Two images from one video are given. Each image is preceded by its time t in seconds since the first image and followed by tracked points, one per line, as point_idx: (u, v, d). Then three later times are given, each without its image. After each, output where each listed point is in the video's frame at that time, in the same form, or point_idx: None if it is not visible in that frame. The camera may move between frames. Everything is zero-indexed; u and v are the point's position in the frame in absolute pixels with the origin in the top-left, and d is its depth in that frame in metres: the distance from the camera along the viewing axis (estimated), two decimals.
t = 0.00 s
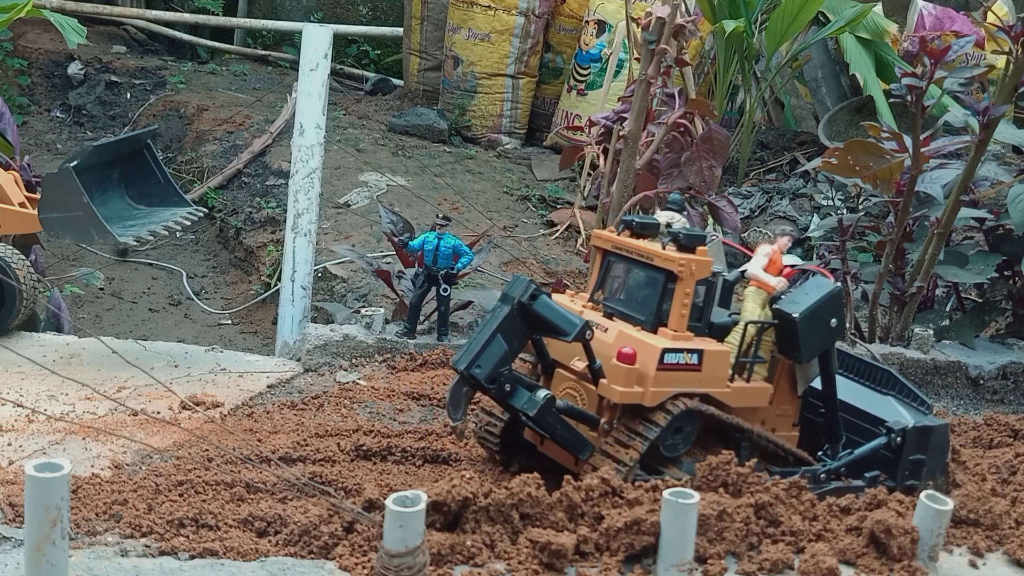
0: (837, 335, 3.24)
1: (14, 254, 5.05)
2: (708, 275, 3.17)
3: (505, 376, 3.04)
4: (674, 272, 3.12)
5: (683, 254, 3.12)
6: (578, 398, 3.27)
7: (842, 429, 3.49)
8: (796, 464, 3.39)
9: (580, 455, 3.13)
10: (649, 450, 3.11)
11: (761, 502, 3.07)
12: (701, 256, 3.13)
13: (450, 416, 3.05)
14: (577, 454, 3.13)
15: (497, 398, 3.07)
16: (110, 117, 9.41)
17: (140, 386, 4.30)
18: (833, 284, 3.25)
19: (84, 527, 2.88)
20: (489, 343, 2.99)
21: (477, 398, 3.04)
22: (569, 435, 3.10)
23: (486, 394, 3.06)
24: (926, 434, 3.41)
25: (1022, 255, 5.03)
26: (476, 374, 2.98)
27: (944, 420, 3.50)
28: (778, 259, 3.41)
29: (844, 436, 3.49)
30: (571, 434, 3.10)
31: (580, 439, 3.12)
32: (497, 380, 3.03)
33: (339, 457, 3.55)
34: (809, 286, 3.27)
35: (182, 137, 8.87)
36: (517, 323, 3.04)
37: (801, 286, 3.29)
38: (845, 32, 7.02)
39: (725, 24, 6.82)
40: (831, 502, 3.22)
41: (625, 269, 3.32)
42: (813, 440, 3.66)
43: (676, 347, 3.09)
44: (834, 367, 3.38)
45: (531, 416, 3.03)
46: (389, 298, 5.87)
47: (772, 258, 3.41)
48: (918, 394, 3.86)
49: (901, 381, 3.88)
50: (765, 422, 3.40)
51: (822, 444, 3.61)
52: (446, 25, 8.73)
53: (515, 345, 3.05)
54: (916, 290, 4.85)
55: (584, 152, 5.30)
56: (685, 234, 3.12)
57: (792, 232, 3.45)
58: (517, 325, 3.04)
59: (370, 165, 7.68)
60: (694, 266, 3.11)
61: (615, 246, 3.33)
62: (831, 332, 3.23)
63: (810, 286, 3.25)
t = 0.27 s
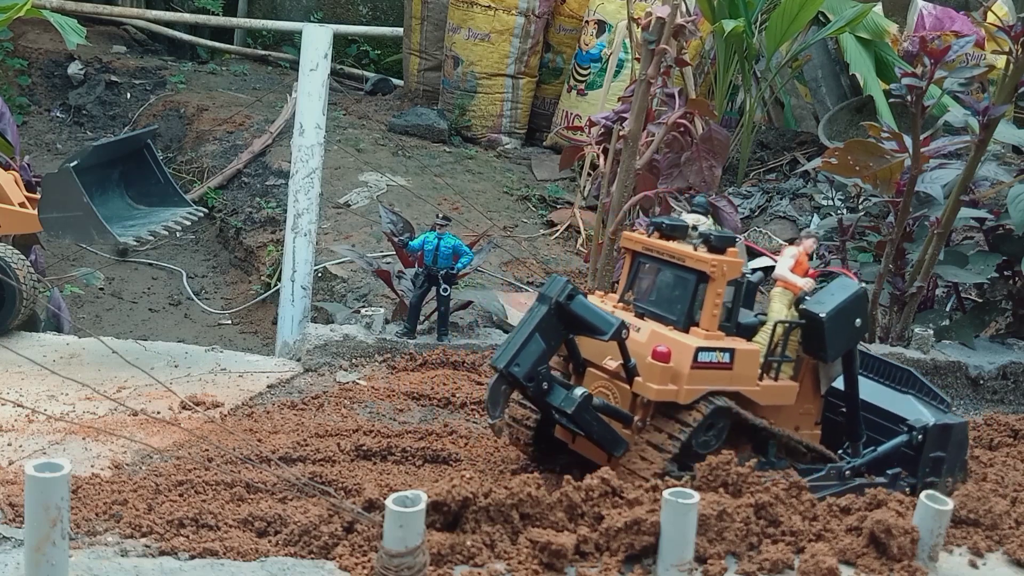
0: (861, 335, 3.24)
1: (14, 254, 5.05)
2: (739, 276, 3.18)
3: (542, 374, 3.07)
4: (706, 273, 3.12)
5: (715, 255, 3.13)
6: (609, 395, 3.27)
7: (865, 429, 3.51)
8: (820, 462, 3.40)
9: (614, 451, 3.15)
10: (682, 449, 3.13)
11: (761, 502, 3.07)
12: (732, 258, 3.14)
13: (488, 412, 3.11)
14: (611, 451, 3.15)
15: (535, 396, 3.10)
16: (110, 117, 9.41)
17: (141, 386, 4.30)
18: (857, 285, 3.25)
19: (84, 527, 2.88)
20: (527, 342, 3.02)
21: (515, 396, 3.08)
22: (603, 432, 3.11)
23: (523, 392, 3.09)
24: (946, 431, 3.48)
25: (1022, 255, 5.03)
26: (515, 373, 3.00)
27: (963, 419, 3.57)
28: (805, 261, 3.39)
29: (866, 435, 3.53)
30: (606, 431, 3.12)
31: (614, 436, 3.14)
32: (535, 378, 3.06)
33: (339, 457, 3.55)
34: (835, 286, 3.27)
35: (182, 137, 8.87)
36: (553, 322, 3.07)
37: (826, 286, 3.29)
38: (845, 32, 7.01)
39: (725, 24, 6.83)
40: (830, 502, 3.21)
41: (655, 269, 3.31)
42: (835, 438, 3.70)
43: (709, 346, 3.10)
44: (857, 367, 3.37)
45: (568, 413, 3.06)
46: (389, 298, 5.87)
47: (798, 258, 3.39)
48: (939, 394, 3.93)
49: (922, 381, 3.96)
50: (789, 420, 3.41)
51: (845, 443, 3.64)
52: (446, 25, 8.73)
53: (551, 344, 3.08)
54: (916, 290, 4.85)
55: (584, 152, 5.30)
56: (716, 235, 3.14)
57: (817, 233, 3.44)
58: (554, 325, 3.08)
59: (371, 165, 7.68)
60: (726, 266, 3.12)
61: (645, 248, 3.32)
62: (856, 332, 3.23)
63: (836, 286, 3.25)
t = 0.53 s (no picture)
0: (884, 334, 3.30)
1: (14, 254, 5.05)
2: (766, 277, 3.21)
3: (578, 375, 3.11)
4: (735, 274, 3.15)
5: (743, 256, 3.16)
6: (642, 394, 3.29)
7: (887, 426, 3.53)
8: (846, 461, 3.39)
9: (648, 450, 3.14)
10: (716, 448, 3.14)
11: (761, 502, 3.06)
12: (759, 258, 3.18)
13: (525, 413, 3.16)
14: (645, 450, 3.15)
15: (570, 397, 3.14)
16: (110, 117, 9.41)
17: (140, 386, 4.30)
18: (880, 284, 3.31)
19: (84, 527, 2.88)
20: (562, 344, 3.06)
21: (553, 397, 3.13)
22: (638, 432, 3.10)
23: (559, 393, 3.13)
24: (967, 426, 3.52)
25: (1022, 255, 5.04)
26: (551, 374, 3.04)
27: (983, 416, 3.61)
28: (828, 261, 3.46)
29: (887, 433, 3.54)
30: (641, 431, 3.11)
31: (648, 435, 3.14)
32: (571, 379, 3.10)
33: (339, 457, 3.55)
34: (857, 286, 3.32)
35: (182, 137, 8.86)
36: (588, 325, 3.10)
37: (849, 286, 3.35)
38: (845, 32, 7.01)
39: (725, 24, 6.83)
40: (831, 502, 3.20)
41: (683, 271, 3.33)
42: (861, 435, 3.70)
43: (739, 345, 3.12)
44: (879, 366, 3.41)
45: (604, 413, 3.08)
46: (389, 298, 5.86)
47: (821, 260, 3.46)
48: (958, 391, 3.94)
49: (941, 377, 3.96)
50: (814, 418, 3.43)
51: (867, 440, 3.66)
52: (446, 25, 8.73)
53: (587, 346, 3.11)
54: (916, 290, 4.84)
55: (584, 152, 5.30)
56: (743, 236, 3.16)
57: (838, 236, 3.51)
58: (589, 327, 3.11)
59: (371, 165, 7.68)
60: (754, 267, 3.15)
61: (672, 251, 3.34)
62: (879, 331, 3.28)
63: (859, 286, 3.31)
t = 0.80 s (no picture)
0: (912, 337, 3.33)
1: (14, 254, 5.05)
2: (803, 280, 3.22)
3: (622, 375, 3.14)
4: (774, 277, 3.17)
5: (780, 260, 3.17)
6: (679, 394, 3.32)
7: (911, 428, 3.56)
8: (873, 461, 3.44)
9: (687, 448, 3.19)
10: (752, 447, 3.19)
11: (761, 502, 3.07)
12: (797, 262, 3.19)
13: (570, 413, 3.18)
14: (684, 448, 3.19)
15: (613, 396, 3.17)
16: (110, 117, 9.41)
17: (140, 386, 4.30)
18: (908, 288, 3.34)
19: (84, 527, 2.88)
20: (608, 345, 3.09)
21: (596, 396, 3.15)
22: (679, 431, 3.16)
23: (602, 392, 3.16)
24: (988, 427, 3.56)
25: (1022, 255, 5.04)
26: (597, 374, 3.07)
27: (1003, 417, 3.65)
28: (859, 266, 3.46)
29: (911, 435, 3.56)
30: (681, 429, 3.16)
31: (687, 433, 3.19)
32: (615, 379, 3.13)
33: (339, 457, 3.55)
34: (887, 289, 3.35)
35: (182, 137, 8.86)
36: (632, 325, 3.13)
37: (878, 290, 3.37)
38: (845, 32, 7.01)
39: (725, 24, 6.83)
40: (831, 502, 3.19)
41: (716, 274, 3.35)
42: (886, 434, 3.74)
43: (778, 347, 3.15)
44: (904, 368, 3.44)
45: (648, 413, 3.11)
46: (389, 298, 5.86)
47: (851, 264, 3.47)
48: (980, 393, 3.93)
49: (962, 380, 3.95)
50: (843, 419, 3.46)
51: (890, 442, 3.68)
52: (446, 25, 8.74)
53: (630, 346, 3.14)
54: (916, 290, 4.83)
55: (584, 152, 5.30)
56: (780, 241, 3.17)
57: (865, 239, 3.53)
58: (632, 328, 3.13)
59: (371, 165, 7.68)
60: (792, 271, 3.17)
61: (708, 253, 3.36)
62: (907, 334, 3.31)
63: (889, 289, 3.33)
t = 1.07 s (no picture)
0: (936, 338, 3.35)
1: (14, 254, 5.05)
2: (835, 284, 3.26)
3: (662, 377, 3.19)
4: (807, 281, 3.20)
5: (814, 264, 3.21)
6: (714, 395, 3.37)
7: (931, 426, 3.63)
8: (898, 459, 3.52)
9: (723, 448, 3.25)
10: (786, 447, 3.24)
11: (761, 502, 3.07)
12: (829, 265, 3.23)
13: (611, 412, 3.27)
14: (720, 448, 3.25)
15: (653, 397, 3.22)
16: (110, 117, 9.41)
17: (141, 386, 4.30)
18: (932, 290, 3.35)
19: (84, 527, 2.88)
20: (649, 347, 3.14)
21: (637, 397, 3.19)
22: (716, 431, 3.22)
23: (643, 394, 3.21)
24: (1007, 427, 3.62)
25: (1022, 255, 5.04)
26: (639, 376, 3.12)
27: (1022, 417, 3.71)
28: (886, 268, 3.45)
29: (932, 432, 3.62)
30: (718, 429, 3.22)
31: (723, 433, 3.24)
32: (656, 380, 3.18)
33: (339, 457, 3.55)
34: (912, 291, 3.35)
35: (182, 137, 8.86)
36: (671, 328, 3.19)
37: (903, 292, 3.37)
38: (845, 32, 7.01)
39: (725, 24, 6.84)
40: (831, 502, 3.19)
41: (748, 277, 3.41)
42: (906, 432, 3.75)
43: (813, 349, 3.20)
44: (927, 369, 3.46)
45: (687, 413, 3.17)
46: (389, 298, 5.86)
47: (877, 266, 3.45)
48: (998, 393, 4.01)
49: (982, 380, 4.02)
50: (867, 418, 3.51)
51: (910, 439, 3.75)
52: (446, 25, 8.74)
53: (670, 349, 3.20)
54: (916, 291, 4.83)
55: (584, 152, 5.30)
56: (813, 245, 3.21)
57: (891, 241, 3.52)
58: (672, 331, 3.19)
59: (371, 165, 7.68)
60: (825, 274, 3.20)
61: (741, 257, 3.41)
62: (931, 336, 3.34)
63: (914, 292, 3.34)
